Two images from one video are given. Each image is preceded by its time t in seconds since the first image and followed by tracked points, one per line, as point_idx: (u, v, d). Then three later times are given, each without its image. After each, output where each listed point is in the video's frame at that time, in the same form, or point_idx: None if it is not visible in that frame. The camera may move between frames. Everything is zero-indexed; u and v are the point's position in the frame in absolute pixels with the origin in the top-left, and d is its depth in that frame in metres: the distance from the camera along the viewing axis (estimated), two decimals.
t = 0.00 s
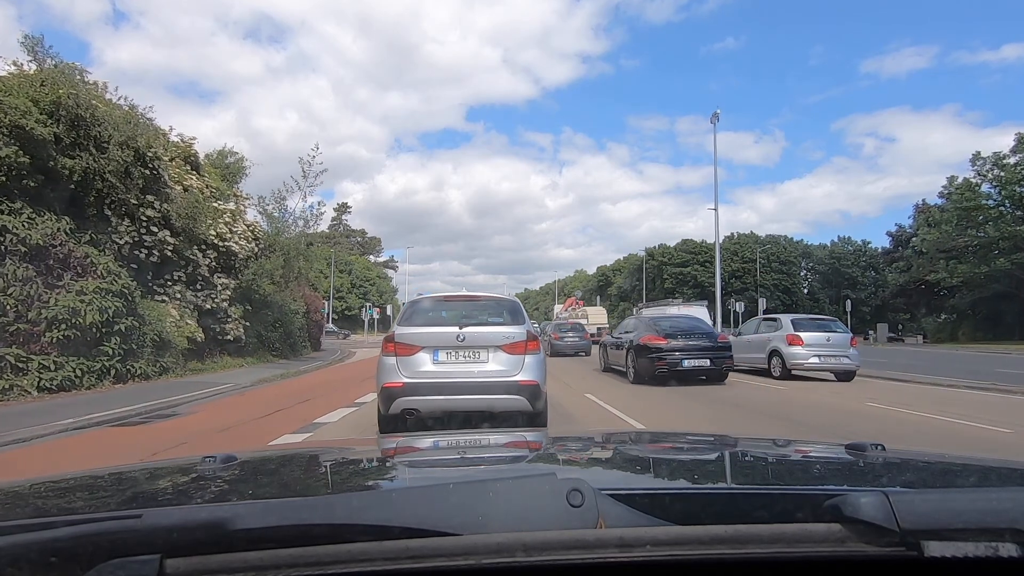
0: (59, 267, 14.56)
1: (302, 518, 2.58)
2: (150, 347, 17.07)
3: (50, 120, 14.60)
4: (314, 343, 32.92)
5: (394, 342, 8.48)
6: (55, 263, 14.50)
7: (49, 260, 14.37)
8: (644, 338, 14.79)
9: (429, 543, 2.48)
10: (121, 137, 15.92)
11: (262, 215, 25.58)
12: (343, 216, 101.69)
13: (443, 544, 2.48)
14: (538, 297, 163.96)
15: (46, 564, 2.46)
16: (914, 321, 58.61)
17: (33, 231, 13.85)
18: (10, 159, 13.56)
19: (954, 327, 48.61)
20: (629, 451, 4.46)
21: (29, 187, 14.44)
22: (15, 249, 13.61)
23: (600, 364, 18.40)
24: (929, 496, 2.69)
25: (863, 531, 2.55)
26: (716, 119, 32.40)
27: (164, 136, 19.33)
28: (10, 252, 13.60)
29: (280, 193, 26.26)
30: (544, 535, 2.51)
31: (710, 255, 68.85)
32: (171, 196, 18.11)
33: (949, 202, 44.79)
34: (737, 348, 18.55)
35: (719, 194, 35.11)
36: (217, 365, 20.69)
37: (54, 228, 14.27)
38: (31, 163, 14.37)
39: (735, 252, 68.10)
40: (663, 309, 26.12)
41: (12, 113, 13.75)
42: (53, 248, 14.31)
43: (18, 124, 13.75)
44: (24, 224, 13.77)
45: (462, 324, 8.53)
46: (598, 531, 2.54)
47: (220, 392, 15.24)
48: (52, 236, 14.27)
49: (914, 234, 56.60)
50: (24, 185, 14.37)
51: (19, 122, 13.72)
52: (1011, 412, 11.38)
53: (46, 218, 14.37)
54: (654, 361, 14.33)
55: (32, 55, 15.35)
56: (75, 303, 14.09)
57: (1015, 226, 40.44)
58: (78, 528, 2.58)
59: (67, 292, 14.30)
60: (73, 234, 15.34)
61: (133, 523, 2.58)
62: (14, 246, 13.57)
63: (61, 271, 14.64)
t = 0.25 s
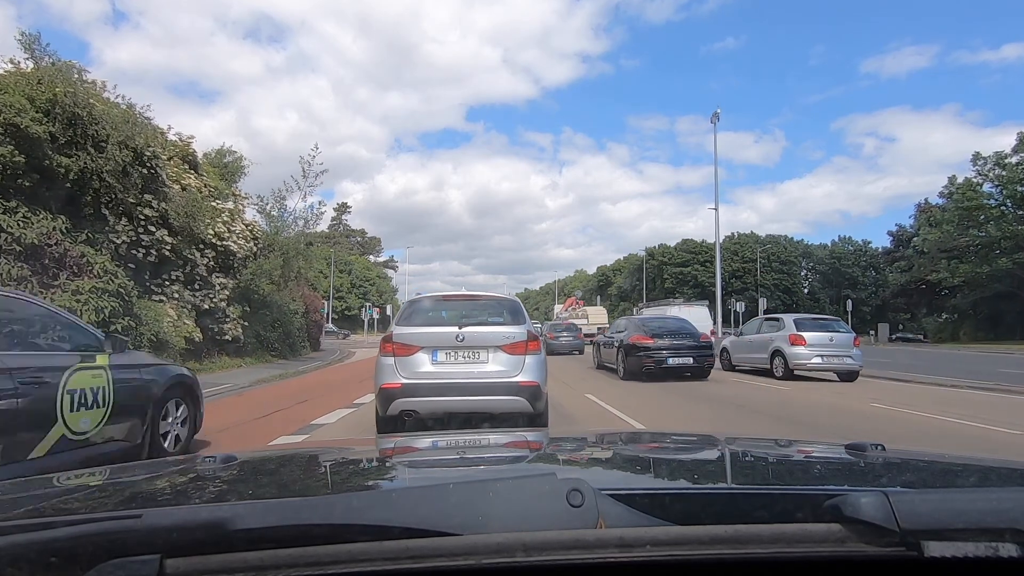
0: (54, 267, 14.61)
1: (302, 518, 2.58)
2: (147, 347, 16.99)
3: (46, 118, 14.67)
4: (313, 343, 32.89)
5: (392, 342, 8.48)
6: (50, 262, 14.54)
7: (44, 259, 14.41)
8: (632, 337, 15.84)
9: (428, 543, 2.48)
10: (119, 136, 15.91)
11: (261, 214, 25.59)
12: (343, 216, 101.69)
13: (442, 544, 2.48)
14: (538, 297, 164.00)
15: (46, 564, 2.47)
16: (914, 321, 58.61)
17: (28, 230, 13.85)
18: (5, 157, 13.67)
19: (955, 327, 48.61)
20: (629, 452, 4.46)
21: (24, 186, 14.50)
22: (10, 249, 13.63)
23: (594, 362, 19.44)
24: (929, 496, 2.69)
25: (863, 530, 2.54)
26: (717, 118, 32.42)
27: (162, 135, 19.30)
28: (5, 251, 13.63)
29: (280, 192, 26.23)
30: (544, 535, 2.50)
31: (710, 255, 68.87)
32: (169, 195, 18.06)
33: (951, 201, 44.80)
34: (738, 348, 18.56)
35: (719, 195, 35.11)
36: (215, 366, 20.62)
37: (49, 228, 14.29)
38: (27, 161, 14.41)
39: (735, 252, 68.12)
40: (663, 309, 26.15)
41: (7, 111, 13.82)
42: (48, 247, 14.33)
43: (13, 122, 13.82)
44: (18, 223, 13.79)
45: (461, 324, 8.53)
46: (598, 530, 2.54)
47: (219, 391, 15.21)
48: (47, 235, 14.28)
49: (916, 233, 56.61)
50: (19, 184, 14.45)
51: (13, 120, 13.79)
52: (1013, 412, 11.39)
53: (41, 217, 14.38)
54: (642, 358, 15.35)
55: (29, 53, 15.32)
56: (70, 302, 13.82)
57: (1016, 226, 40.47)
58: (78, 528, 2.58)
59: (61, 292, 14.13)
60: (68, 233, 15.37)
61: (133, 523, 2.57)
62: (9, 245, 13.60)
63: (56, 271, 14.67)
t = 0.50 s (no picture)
0: (49, 266, 14.60)
1: (302, 518, 2.58)
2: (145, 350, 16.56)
3: (41, 116, 14.74)
4: (312, 344, 32.84)
5: (390, 342, 8.47)
6: (46, 262, 14.55)
7: (39, 258, 14.42)
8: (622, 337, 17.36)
9: (428, 543, 2.48)
10: (117, 134, 15.93)
11: (261, 214, 25.62)
12: (343, 216, 101.68)
13: (443, 544, 2.48)
14: (538, 297, 164.07)
15: (46, 564, 2.47)
16: (915, 321, 58.65)
17: (23, 229, 13.81)
18: None
19: (957, 327, 48.66)
20: (629, 452, 4.46)
21: (19, 185, 14.63)
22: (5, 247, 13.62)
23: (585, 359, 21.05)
24: (928, 496, 2.69)
25: (863, 530, 2.54)
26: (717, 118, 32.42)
27: (159, 134, 19.26)
28: None
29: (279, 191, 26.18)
30: (544, 536, 2.50)
31: (710, 255, 68.90)
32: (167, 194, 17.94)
33: (953, 201, 44.84)
34: (740, 349, 18.56)
35: (719, 195, 35.17)
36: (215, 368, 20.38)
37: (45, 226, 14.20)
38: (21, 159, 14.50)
39: (736, 252, 68.18)
40: (662, 309, 26.19)
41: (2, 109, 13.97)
42: (43, 246, 14.30)
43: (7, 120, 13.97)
44: (13, 222, 13.76)
45: (461, 324, 8.53)
46: (598, 531, 2.54)
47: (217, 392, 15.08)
48: (43, 234, 14.24)
49: (917, 233, 56.65)
50: (13, 182, 14.53)
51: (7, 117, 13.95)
52: (1013, 412, 11.40)
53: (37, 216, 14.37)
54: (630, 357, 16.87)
55: (25, 50, 15.32)
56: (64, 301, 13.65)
57: (1018, 226, 40.51)
58: (78, 528, 2.58)
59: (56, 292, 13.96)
60: (64, 233, 15.34)
61: (133, 523, 2.57)
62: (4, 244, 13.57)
63: (51, 270, 14.62)
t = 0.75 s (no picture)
0: (44, 266, 14.47)
1: (302, 518, 2.58)
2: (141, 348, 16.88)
3: (35, 114, 14.65)
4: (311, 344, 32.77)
5: (389, 343, 8.48)
6: (40, 261, 14.43)
7: (33, 257, 14.29)
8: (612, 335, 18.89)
9: (428, 543, 2.47)
10: (114, 133, 15.94)
11: (260, 214, 25.66)
12: (343, 216, 101.68)
13: (443, 544, 2.48)
14: (538, 298, 164.09)
15: (46, 564, 2.47)
16: (916, 321, 58.66)
17: (16, 229, 13.72)
18: None
19: (959, 327, 48.66)
20: (630, 452, 4.46)
21: (13, 183, 14.52)
22: None
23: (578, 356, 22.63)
24: (928, 496, 2.69)
25: (862, 530, 2.55)
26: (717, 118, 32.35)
27: (157, 133, 19.26)
28: None
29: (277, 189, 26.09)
30: (544, 536, 2.51)
31: (710, 255, 68.93)
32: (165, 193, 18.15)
33: (954, 201, 44.89)
34: (742, 349, 18.55)
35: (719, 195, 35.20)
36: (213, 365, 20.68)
37: (39, 225, 14.18)
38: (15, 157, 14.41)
39: (736, 251, 68.21)
40: (663, 309, 26.20)
41: None
42: (37, 245, 14.24)
43: None
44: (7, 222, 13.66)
45: (460, 324, 8.53)
46: (598, 531, 2.54)
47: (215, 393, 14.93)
48: (37, 234, 14.16)
49: (918, 233, 56.68)
50: (6, 181, 14.36)
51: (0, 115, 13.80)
52: (1015, 412, 11.40)
53: (31, 215, 14.29)
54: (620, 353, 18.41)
55: (20, 47, 15.34)
56: (60, 301, 13.67)
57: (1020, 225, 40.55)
58: (78, 528, 2.58)
59: (52, 291, 13.96)
60: (60, 232, 15.26)
61: (133, 523, 2.57)
62: None
63: (46, 269, 14.52)
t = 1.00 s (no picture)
0: (38, 265, 14.47)
1: (302, 518, 2.58)
2: (137, 348, 16.86)
3: (30, 111, 14.50)
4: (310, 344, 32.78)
5: (386, 344, 8.48)
6: (34, 260, 14.43)
7: (27, 257, 14.31)
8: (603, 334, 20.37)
9: (428, 544, 2.47)
10: (109, 131, 15.87)
11: (258, 213, 25.70)
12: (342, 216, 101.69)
13: (443, 544, 2.48)
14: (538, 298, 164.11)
15: (46, 564, 2.46)
16: (916, 321, 58.67)
17: (10, 227, 13.66)
18: None
19: (961, 327, 48.65)
20: (630, 452, 4.46)
21: (7, 180, 14.47)
22: None
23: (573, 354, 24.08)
24: (928, 496, 2.69)
25: (863, 531, 2.54)
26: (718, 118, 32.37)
27: (154, 131, 19.28)
28: None
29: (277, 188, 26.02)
30: (544, 535, 2.50)
31: (711, 255, 68.95)
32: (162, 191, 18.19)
33: (956, 200, 44.90)
34: (745, 349, 18.52)
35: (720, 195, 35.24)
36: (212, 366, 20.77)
37: (34, 225, 14.08)
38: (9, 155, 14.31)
39: (737, 251, 68.23)
40: (663, 310, 26.21)
41: None
42: (31, 244, 14.19)
43: None
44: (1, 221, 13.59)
45: (460, 325, 8.53)
46: (598, 531, 2.54)
47: (210, 394, 14.89)
48: (31, 232, 14.11)
49: (920, 233, 56.69)
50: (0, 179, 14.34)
51: None
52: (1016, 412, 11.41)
53: (25, 214, 14.21)
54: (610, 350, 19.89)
55: (14, 43, 15.32)
56: (54, 300, 13.72)
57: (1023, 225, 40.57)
58: (78, 528, 2.58)
59: (46, 291, 13.99)
60: (55, 231, 15.25)
61: (133, 523, 2.57)
62: None
63: (41, 268, 14.52)
